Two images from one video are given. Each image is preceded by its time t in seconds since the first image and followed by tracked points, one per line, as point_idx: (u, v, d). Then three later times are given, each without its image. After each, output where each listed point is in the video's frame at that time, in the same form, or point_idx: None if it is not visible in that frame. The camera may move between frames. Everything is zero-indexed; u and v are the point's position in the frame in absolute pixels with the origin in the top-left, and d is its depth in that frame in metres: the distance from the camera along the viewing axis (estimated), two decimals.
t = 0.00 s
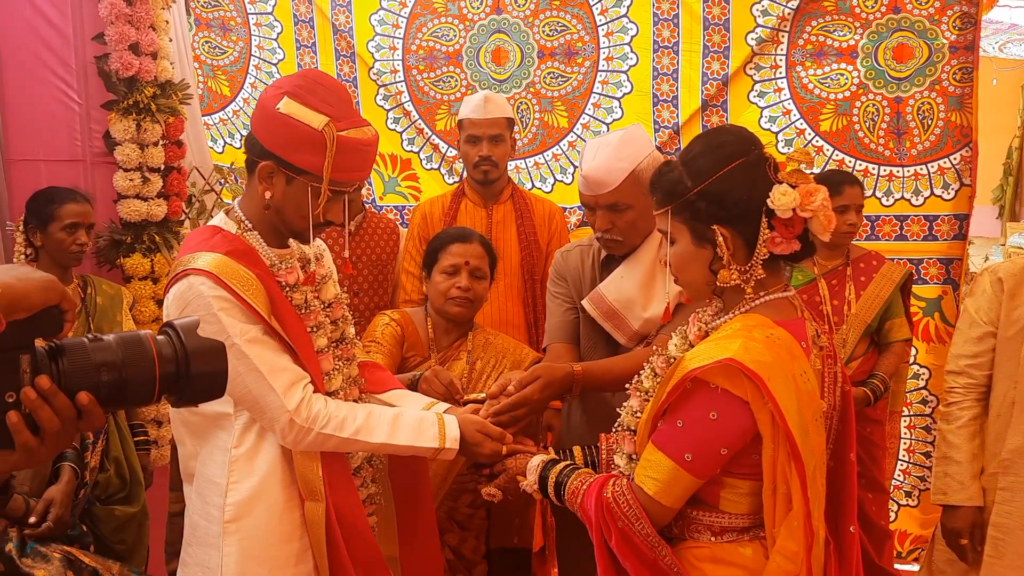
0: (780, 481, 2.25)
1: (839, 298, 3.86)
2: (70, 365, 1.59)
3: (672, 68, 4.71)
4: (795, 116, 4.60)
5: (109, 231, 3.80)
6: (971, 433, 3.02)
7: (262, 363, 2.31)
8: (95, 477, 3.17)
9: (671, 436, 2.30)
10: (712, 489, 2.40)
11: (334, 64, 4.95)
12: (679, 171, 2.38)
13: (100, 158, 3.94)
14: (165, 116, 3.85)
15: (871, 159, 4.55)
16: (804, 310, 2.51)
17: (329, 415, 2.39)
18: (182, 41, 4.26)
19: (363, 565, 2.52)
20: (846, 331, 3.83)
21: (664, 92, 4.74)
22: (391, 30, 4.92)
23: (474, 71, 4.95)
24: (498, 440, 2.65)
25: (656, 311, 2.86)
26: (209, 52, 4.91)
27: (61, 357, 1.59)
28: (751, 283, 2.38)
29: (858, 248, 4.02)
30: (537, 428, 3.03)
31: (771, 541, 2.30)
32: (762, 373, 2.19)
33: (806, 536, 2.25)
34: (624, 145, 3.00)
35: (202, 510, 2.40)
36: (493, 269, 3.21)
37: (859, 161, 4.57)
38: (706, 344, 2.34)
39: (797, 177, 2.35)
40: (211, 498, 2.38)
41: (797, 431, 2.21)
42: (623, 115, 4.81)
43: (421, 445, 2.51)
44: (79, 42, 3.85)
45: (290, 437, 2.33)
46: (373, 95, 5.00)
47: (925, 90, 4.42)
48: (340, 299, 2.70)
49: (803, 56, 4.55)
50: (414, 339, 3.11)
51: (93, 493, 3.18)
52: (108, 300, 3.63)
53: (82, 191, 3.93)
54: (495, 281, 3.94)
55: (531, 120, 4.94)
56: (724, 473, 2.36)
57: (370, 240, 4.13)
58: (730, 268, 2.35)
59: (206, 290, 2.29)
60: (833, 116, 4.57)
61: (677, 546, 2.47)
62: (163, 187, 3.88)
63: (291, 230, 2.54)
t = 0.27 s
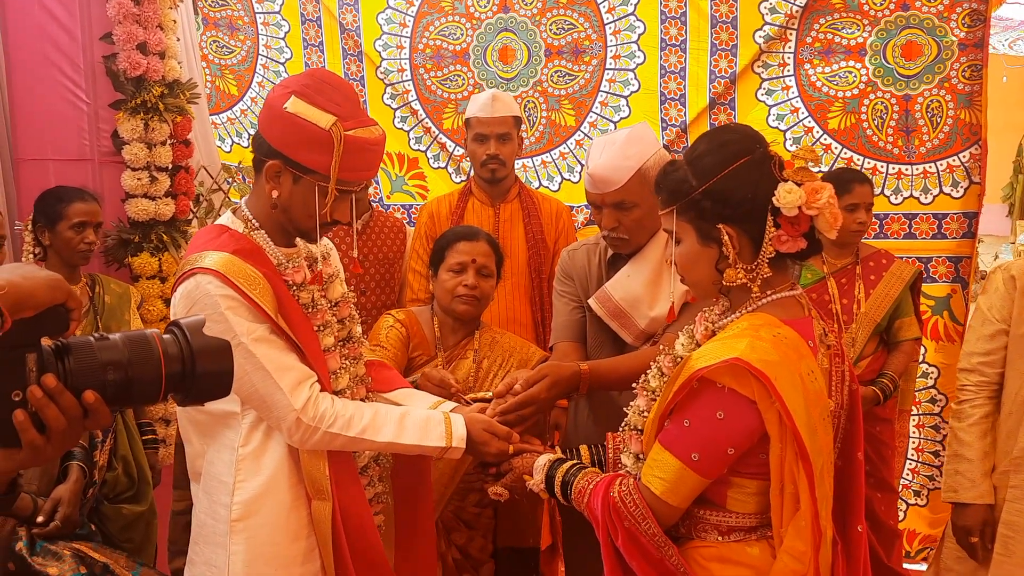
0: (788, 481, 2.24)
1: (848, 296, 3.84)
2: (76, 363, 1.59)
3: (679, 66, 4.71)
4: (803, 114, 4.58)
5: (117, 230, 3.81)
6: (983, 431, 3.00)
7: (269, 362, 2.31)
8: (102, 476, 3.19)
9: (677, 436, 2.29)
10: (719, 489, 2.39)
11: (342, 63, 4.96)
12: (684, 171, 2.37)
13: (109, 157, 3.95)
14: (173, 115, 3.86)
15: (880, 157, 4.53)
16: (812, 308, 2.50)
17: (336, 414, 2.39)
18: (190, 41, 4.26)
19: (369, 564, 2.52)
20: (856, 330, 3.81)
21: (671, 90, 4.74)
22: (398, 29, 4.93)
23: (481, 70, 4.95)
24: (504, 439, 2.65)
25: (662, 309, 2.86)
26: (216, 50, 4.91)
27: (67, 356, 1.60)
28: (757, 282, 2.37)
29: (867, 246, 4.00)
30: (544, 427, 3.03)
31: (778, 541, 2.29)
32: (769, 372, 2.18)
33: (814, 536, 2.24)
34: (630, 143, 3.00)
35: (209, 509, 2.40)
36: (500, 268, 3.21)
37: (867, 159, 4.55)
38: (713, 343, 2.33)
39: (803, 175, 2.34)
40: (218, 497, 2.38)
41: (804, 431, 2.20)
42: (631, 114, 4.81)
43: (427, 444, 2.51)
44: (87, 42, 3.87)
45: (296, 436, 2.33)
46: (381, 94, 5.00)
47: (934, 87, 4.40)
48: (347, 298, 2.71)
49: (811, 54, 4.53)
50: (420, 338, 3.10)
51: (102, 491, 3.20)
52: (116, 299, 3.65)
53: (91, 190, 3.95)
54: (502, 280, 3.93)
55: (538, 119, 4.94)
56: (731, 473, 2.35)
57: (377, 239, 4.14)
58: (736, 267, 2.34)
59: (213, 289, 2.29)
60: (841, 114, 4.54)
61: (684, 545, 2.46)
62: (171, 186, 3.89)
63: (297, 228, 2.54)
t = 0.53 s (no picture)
0: (790, 481, 2.23)
1: (852, 296, 3.83)
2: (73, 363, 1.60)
3: (682, 66, 4.70)
4: (807, 114, 4.57)
5: (120, 230, 3.82)
6: (987, 429, 2.99)
7: (271, 362, 2.31)
8: (106, 476, 3.19)
9: (679, 436, 2.29)
10: (721, 490, 2.38)
11: (345, 63, 4.95)
12: (683, 171, 2.37)
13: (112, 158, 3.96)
14: (176, 115, 3.86)
15: (883, 156, 4.51)
16: (814, 308, 2.49)
17: (337, 414, 2.39)
18: (193, 40, 4.27)
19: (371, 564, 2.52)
20: (859, 330, 3.80)
21: (674, 89, 4.73)
22: (401, 29, 4.92)
23: (484, 69, 4.94)
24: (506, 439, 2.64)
25: (663, 309, 2.85)
26: (219, 50, 4.92)
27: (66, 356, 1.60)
28: (759, 281, 2.37)
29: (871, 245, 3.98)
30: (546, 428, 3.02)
31: (781, 541, 2.28)
32: (771, 373, 2.17)
33: (817, 537, 2.24)
34: (632, 142, 2.99)
35: (212, 509, 2.41)
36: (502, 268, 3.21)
37: (871, 158, 4.54)
38: (715, 344, 2.32)
39: (804, 174, 2.33)
40: (220, 497, 2.39)
41: (806, 431, 2.20)
42: (634, 113, 4.80)
43: (429, 444, 2.50)
44: (90, 42, 3.89)
45: (298, 436, 2.34)
46: (384, 94, 4.99)
47: (938, 86, 4.37)
48: (349, 298, 2.70)
49: (814, 53, 4.52)
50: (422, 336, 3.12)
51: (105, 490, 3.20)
52: (120, 298, 3.65)
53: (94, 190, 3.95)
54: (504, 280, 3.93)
55: (542, 118, 4.93)
56: (734, 473, 2.35)
57: (379, 239, 4.13)
58: (736, 267, 2.34)
59: (215, 289, 2.29)
60: (845, 113, 4.53)
61: (686, 545, 2.46)
62: (174, 186, 3.89)
63: (298, 228, 2.54)
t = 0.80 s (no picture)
0: (807, 492, 2.11)
1: (871, 297, 3.71)
2: (49, 367, 1.47)
3: (694, 55, 4.57)
4: (825, 106, 4.44)
5: (103, 229, 3.70)
6: (1015, 435, 2.86)
7: (261, 367, 2.19)
8: (89, 486, 3.08)
9: (691, 445, 2.16)
10: (735, 501, 2.26)
11: (339, 52, 4.83)
12: (695, 165, 2.24)
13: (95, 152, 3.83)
14: (162, 107, 3.74)
15: (905, 150, 4.39)
16: (832, 310, 2.36)
17: (331, 422, 2.27)
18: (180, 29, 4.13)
19: None
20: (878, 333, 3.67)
21: (685, 80, 4.60)
22: (398, 17, 4.79)
23: (485, 58, 4.81)
24: (508, 448, 2.52)
25: (675, 311, 2.74)
26: (209, 40, 4.85)
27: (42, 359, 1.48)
28: (774, 282, 2.24)
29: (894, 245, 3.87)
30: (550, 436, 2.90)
31: (798, 555, 2.16)
32: (788, 378, 2.05)
33: (837, 551, 2.11)
34: (641, 135, 2.87)
35: (199, 521, 2.29)
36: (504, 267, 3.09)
37: (893, 152, 4.41)
38: (728, 347, 2.20)
39: (822, 169, 2.19)
40: (207, 509, 2.27)
41: (825, 440, 2.07)
42: (642, 105, 4.68)
43: (427, 453, 2.38)
44: (73, 31, 3.75)
45: (290, 444, 2.21)
46: (380, 84, 4.87)
47: (963, 77, 4.24)
48: (342, 300, 2.58)
49: (833, 42, 4.38)
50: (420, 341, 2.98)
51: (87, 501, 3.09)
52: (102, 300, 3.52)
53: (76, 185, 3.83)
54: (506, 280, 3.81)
55: (546, 110, 4.81)
56: (748, 484, 2.22)
57: (375, 237, 4.01)
58: (751, 266, 2.21)
59: (202, 291, 2.17)
60: (865, 105, 4.40)
61: (699, 560, 2.34)
62: (160, 182, 3.77)
63: (290, 226, 2.41)
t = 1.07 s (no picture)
0: (837, 512, 1.92)
1: (903, 299, 3.55)
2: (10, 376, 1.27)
3: (712, 38, 4.38)
4: (854, 93, 4.26)
5: (74, 226, 3.52)
6: None
7: (244, 376, 2.00)
8: (57, 505, 2.92)
9: (710, 459, 1.98)
10: (758, 521, 2.06)
11: (329, 35, 4.63)
12: (718, 156, 2.06)
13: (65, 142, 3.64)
14: (137, 95, 3.55)
15: (942, 140, 4.21)
16: (865, 314, 2.17)
17: (319, 435, 2.08)
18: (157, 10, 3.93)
19: None
20: (912, 339, 3.51)
21: (703, 65, 4.40)
22: None
23: (486, 42, 4.61)
24: (512, 463, 2.33)
25: (693, 316, 2.56)
26: (187, 22, 4.67)
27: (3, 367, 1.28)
28: (802, 283, 2.05)
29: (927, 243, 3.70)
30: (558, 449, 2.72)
31: None
32: (817, 388, 1.86)
33: None
34: (657, 124, 2.69)
35: (177, 543, 2.11)
36: (508, 266, 2.90)
37: (928, 143, 4.23)
38: (752, 354, 2.01)
39: (855, 161, 2.01)
40: (186, 530, 2.09)
41: (857, 455, 1.89)
42: (656, 92, 4.49)
43: (424, 469, 2.19)
44: (40, 12, 3.56)
45: (275, 460, 2.03)
46: (373, 70, 4.68)
47: (1004, 61, 4.09)
48: (332, 303, 2.38)
49: (863, 23, 4.22)
50: (418, 343, 2.83)
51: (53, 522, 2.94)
52: (72, 304, 3.32)
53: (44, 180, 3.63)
54: (511, 280, 3.62)
55: (552, 98, 4.61)
56: (773, 502, 2.03)
57: (367, 234, 3.82)
58: (777, 267, 2.02)
59: (180, 293, 1.98)
60: (898, 92, 4.23)
61: None
62: (136, 177, 3.58)
63: (276, 223, 2.21)
